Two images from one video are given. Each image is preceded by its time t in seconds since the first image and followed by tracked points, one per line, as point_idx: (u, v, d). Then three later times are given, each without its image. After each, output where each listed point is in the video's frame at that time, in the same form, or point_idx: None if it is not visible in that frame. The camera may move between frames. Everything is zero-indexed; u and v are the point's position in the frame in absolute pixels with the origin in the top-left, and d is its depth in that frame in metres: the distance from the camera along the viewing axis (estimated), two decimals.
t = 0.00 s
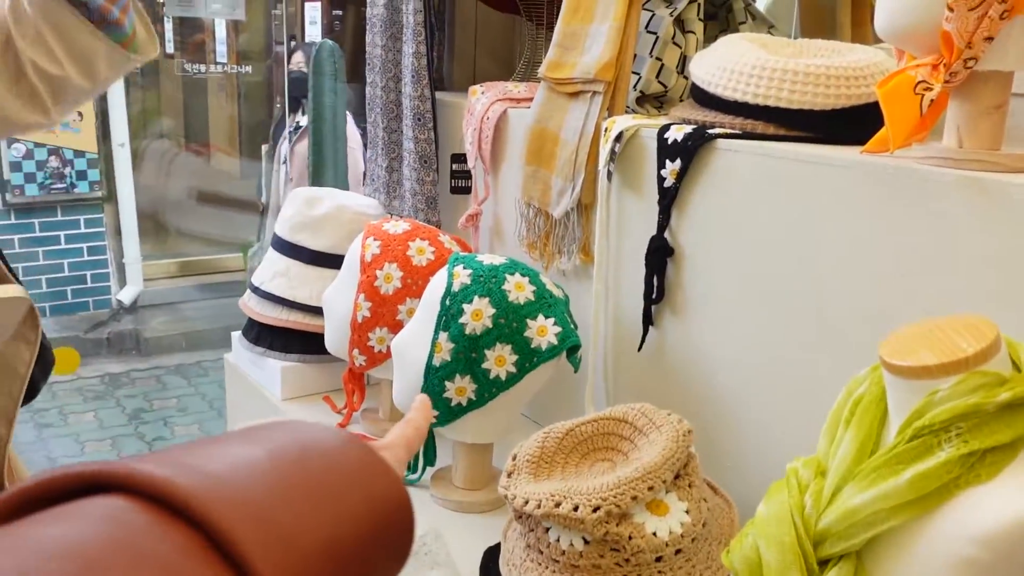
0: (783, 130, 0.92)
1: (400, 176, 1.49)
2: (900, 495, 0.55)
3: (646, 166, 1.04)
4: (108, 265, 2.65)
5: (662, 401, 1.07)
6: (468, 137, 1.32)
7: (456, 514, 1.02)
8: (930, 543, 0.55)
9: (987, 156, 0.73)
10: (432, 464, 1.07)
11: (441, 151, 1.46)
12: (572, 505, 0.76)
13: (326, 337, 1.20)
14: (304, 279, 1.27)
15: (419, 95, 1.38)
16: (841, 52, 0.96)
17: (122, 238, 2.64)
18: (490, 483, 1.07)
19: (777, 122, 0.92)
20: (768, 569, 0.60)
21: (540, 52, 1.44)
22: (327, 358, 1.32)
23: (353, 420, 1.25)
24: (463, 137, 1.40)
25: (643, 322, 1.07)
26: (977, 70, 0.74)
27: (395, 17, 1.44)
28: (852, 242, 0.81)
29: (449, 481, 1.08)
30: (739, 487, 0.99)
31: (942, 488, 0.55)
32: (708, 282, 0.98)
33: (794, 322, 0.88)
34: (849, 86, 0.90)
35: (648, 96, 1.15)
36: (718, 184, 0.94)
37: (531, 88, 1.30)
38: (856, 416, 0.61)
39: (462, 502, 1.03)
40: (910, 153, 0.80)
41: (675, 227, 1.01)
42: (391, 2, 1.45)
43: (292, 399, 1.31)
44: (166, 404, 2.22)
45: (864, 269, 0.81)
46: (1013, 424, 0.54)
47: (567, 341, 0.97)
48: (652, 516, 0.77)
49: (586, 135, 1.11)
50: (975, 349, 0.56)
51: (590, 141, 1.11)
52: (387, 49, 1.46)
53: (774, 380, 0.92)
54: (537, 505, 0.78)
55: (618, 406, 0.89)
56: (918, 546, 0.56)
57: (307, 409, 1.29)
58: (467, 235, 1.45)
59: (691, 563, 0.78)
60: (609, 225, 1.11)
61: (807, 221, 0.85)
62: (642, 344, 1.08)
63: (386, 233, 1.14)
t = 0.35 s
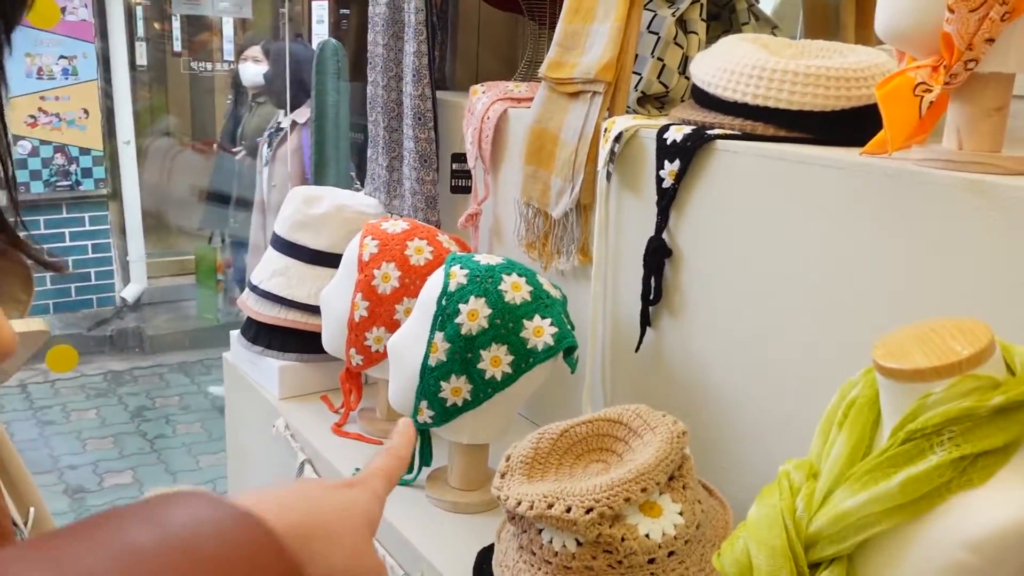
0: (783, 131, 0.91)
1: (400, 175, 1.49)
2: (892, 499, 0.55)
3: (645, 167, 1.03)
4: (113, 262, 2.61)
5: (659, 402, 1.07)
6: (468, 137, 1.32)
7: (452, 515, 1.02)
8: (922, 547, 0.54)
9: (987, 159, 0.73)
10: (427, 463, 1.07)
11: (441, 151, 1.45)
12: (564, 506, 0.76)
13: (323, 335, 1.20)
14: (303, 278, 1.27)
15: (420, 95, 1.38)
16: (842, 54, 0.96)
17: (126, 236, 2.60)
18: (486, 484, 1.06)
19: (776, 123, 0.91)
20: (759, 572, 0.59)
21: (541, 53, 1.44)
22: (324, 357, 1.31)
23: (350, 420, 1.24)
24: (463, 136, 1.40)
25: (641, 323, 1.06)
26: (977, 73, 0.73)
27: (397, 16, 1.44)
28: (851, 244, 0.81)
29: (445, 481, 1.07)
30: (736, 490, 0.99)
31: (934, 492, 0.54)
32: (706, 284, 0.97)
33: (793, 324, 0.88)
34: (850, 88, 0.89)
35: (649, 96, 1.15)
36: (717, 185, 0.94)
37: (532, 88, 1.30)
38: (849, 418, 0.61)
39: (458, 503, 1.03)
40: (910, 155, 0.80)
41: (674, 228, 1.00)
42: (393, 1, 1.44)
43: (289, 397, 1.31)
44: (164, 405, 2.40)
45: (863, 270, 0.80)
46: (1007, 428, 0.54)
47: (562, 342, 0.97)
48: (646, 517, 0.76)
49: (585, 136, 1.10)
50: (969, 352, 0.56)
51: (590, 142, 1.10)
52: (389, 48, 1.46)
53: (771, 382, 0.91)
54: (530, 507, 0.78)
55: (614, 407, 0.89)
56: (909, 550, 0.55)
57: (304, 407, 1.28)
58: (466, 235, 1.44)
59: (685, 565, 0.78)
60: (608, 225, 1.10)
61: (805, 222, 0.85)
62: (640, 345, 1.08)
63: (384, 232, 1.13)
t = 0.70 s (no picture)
0: (744, 109, 0.91)
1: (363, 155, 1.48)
2: (837, 469, 0.55)
3: (605, 145, 1.03)
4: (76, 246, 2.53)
5: (618, 381, 1.07)
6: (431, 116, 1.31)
7: (411, 494, 1.01)
8: (866, 516, 0.55)
9: (939, 135, 0.73)
10: (386, 442, 1.06)
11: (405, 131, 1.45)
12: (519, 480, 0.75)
13: (283, 314, 1.19)
14: (264, 258, 1.25)
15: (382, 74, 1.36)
16: (802, 33, 0.96)
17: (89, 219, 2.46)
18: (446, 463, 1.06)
19: (735, 100, 0.91)
20: (708, 542, 0.59)
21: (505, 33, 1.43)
22: (285, 337, 1.30)
23: (311, 399, 1.23)
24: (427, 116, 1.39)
25: (601, 302, 1.06)
26: (931, 48, 0.73)
27: None
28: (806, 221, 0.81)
29: (404, 459, 1.06)
30: (693, 467, 1.00)
31: (879, 461, 0.55)
32: (665, 262, 0.97)
33: (749, 302, 0.88)
34: (808, 66, 0.89)
35: (613, 76, 1.15)
36: (676, 163, 0.94)
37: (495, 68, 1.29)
38: (798, 391, 0.61)
39: (417, 482, 1.02)
40: (864, 133, 0.80)
41: (633, 206, 1.00)
42: None
43: (249, 378, 1.29)
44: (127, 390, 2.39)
45: (818, 247, 0.80)
46: (950, 397, 0.54)
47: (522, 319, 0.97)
48: (601, 493, 0.76)
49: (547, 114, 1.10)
50: (915, 322, 0.56)
51: (552, 120, 1.10)
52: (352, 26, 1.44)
53: (727, 359, 0.92)
54: (485, 482, 0.77)
55: (572, 384, 0.89)
56: (854, 518, 0.55)
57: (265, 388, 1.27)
58: (429, 215, 1.44)
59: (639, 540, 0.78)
60: (569, 204, 1.10)
61: (761, 199, 0.85)
62: (600, 324, 1.08)
63: (344, 210, 1.12)
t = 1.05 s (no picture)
0: (735, 127, 0.95)
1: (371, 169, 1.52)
2: (829, 467, 0.59)
3: (607, 161, 1.07)
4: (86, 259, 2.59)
5: (621, 387, 1.11)
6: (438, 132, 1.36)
7: (422, 497, 1.05)
8: (857, 510, 0.59)
9: (925, 153, 0.77)
10: (398, 447, 1.10)
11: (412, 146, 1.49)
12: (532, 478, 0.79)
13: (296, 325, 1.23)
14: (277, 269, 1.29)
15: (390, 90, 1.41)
16: (795, 53, 1.00)
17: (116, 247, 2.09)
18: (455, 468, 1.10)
19: (731, 119, 0.95)
20: (708, 536, 0.63)
21: (510, 50, 1.48)
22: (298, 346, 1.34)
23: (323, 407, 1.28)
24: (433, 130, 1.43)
25: (605, 312, 1.10)
26: (917, 71, 0.78)
27: (369, 13, 1.47)
28: (799, 234, 0.85)
29: (416, 464, 1.10)
30: (693, 470, 1.04)
31: (868, 459, 0.59)
32: (665, 273, 1.02)
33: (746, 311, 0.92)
34: (801, 86, 0.93)
35: (613, 94, 1.18)
36: (675, 179, 0.98)
37: (500, 84, 1.34)
38: (793, 394, 0.65)
39: (427, 486, 1.06)
40: (855, 151, 0.84)
41: (635, 220, 1.04)
42: None
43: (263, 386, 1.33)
44: (136, 397, 2.39)
45: (811, 258, 0.84)
46: (933, 400, 0.58)
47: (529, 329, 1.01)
48: (607, 493, 0.80)
49: (551, 130, 1.14)
50: (902, 330, 0.60)
51: (556, 136, 1.14)
52: (361, 44, 1.49)
53: (725, 366, 0.96)
54: (497, 483, 0.81)
55: (579, 390, 0.93)
56: (845, 513, 0.60)
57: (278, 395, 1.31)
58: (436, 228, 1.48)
59: (643, 538, 0.82)
60: (573, 218, 1.14)
61: (757, 214, 0.89)
62: (603, 333, 1.12)
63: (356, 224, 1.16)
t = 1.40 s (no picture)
0: (743, 137, 1.01)
1: (391, 181, 1.59)
2: (829, 452, 0.64)
3: (618, 171, 1.13)
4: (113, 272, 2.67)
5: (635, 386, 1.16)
6: (456, 144, 1.42)
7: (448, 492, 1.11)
8: (856, 492, 0.64)
9: (917, 161, 0.83)
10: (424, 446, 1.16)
11: (430, 157, 1.55)
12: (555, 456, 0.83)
13: (324, 332, 1.29)
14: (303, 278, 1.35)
15: (410, 105, 1.47)
16: (797, 67, 1.06)
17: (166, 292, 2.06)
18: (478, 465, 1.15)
19: (737, 130, 1.01)
20: (720, 518, 0.68)
21: (522, 65, 1.54)
22: (324, 351, 1.40)
23: (350, 409, 1.33)
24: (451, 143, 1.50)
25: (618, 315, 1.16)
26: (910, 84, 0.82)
27: (387, 31, 1.54)
28: (800, 238, 0.91)
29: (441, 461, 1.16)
30: (705, 463, 1.09)
31: (865, 444, 0.64)
32: (676, 277, 1.07)
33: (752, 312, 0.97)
34: (802, 98, 0.99)
35: (624, 106, 1.24)
36: (683, 188, 1.04)
37: (515, 98, 1.40)
38: (796, 387, 0.71)
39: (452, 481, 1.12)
40: (853, 159, 0.89)
41: (647, 226, 1.10)
42: (382, 18, 1.53)
43: (291, 390, 1.39)
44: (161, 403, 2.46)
45: (813, 261, 0.90)
46: (923, 389, 0.64)
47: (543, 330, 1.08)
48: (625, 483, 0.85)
49: (565, 143, 1.20)
50: (894, 325, 0.66)
51: (569, 149, 1.20)
52: (379, 61, 1.56)
53: (733, 363, 1.01)
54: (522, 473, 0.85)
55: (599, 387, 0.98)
56: (845, 495, 0.65)
57: (306, 398, 1.37)
58: (454, 236, 1.54)
59: (660, 526, 0.87)
60: (587, 225, 1.20)
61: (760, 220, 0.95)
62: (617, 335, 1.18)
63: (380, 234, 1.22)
